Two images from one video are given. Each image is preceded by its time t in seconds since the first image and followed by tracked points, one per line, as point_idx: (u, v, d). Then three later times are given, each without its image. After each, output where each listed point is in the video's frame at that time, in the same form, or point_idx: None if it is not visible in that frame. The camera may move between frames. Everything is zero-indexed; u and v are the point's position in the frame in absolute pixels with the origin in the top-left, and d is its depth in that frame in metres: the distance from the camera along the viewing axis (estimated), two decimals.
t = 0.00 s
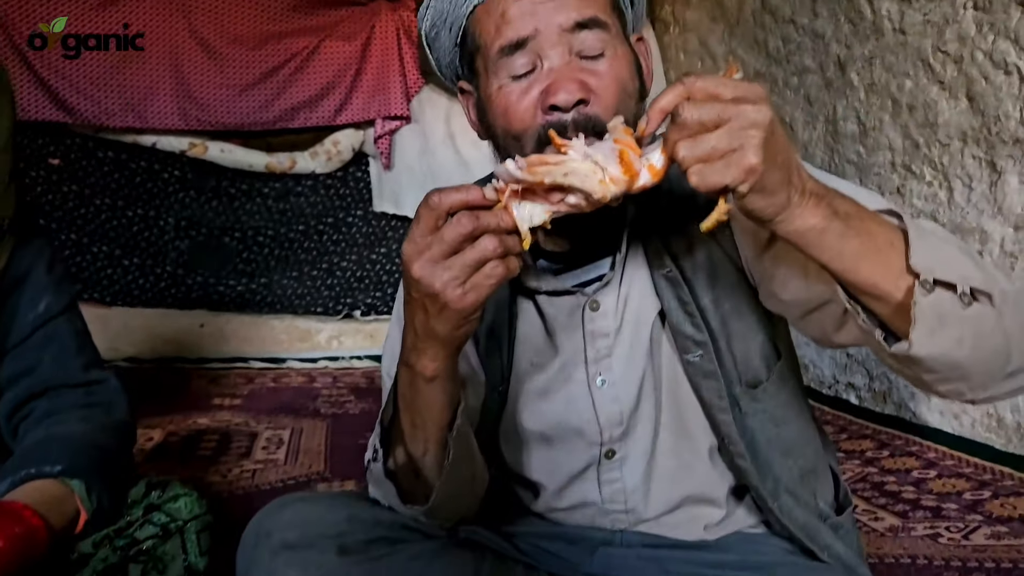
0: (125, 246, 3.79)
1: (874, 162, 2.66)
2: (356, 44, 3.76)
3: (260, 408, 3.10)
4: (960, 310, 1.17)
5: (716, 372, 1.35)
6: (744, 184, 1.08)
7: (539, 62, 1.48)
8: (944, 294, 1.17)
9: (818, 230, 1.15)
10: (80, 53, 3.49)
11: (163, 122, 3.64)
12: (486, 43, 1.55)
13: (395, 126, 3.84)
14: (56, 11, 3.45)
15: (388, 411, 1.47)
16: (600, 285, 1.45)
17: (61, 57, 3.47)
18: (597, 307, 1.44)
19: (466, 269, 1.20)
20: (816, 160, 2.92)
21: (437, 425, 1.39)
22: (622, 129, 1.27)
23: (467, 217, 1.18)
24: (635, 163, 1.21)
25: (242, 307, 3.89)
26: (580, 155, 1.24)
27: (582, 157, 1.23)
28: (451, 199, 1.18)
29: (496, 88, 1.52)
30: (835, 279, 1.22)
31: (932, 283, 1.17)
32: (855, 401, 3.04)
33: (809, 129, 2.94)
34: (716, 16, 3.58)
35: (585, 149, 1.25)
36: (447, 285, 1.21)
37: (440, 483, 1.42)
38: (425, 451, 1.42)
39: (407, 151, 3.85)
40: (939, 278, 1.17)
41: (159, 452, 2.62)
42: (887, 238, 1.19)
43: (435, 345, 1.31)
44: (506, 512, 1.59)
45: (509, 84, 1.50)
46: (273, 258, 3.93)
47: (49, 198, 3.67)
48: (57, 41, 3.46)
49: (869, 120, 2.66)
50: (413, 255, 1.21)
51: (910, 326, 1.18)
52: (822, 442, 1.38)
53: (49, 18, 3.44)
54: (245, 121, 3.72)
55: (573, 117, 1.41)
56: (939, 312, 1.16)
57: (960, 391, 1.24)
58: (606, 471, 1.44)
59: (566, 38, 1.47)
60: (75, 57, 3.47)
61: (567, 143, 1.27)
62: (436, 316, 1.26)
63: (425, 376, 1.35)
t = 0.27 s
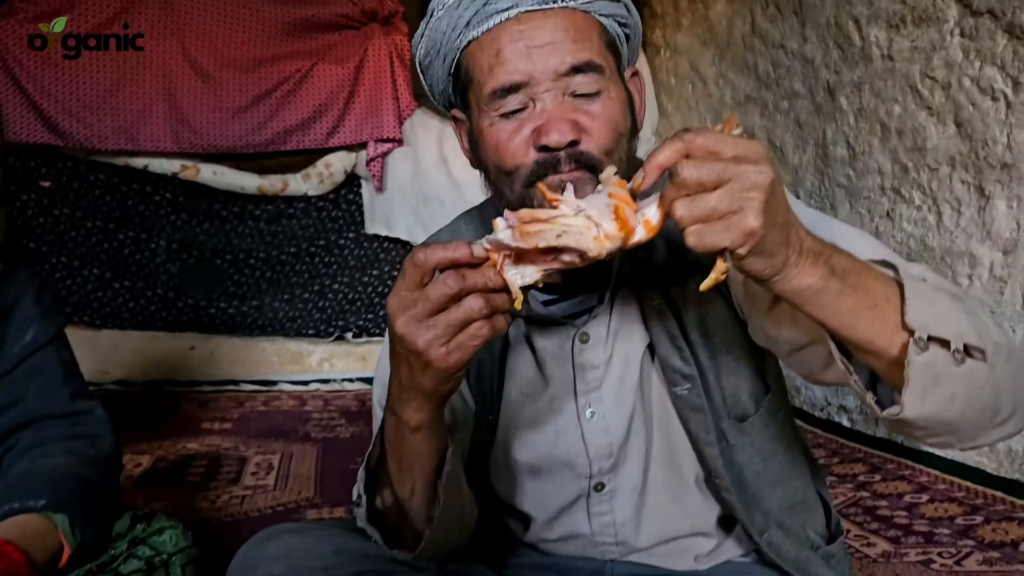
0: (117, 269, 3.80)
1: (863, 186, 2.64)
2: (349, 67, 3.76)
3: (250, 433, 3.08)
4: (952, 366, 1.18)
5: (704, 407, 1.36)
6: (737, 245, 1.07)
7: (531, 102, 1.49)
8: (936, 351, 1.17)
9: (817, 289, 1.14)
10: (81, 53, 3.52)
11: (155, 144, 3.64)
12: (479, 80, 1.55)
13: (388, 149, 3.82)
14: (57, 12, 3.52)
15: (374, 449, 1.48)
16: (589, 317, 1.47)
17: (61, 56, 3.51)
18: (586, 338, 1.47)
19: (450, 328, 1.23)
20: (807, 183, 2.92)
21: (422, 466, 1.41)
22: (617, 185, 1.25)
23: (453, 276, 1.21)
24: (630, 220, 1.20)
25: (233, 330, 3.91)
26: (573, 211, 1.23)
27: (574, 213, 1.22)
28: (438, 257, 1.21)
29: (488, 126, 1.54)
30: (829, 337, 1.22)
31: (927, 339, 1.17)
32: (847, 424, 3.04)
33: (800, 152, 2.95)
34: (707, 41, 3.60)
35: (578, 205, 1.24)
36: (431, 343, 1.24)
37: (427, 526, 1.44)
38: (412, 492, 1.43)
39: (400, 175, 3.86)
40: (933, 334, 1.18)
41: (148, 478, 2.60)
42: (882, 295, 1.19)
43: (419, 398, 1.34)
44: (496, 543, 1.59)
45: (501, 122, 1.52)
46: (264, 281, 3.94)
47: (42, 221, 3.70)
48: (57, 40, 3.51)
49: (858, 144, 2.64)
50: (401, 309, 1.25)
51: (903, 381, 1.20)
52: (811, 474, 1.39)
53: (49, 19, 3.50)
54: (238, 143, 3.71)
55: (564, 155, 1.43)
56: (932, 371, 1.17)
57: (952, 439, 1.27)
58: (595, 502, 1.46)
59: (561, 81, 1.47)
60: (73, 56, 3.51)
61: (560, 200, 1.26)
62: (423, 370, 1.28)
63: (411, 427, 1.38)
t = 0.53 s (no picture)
0: (108, 287, 3.78)
1: (852, 207, 2.65)
2: (341, 87, 3.78)
3: (240, 453, 3.07)
4: (916, 391, 1.21)
5: (692, 442, 1.39)
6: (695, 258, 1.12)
7: (525, 118, 1.50)
8: (900, 375, 1.20)
9: (774, 305, 1.19)
10: (81, 53, 3.53)
11: (148, 163, 3.65)
12: (473, 98, 1.57)
13: (381, 169, 3.85)
14: (57, 12, 3.51)
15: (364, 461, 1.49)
16: (578, 349, 1.53)
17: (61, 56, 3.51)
18: (574, 370, 1.52)
19: (443, 315, 1.26)
20: (796, 204, 2.95)
21: (410, 476, 1.41)
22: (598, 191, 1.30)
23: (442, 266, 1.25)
24: (604, 227, 1.25)
25: (225, 349, 3.90)
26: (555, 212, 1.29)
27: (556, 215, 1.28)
28: (428, 249, 1.26)
29: (482, 143, 1.54)
30: (801, 358, 1.24)
31: (891, 364, 1.20)
32: (838, 443, 3.05)
33: (789, 173, 2.98)
34: (696, 62, 3.64)
35: (560, 208, 1.29)
36: (424, 330, 1.26)
37: (414, 535, 1.43)
38: (400, 502, 1.44)
39: (392, 195, 3.89)
40: (898, 358, 1.20)
41: (137, 499, 2.59)
42: (842, 318, 1.22)
43: (410, 393, 1.35)
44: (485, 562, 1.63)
45: (495, 140, 1.52)
46: (257, 300, 3.94)
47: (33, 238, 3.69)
48: (57, 41, 3.51)
49: (846, 166, 2.65)
50: (391, 300, 1.27)
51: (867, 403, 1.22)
52: (801, 502, 1.41)
53: (49, 18, 3.50)
54: (230, 162, 3.72)
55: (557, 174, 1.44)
56: (897, 395, 1.20)
57: (926, 466, 1.29)
58: (583, 533, 1.51)
59: (554, 100, 1.49)
60: (73, 54, 3.51)
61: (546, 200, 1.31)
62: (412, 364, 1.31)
63: (399, 425, 1.38)
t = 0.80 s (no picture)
0: (103, 302, 3.79)
1: (845, 224, 2.67)
2: (337, 102, 3.79)
3: (235, 468, 3.07)
4: (904, 425, 1.23)
5: (688, 464, 1.40)
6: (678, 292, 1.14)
7: (517, 160, 1.51)
8: (889, 410, 1.22)
9: (758, 340, 1.21)
10: (80, 53, 3.55)
11: (144, 178, 3.67)
12: (464, 130, 1.57)
13: (376, 183, 3.87)
14: (58, 12, 3.55)
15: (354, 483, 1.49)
16: (567, 370, 1.55)
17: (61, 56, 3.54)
18: (564, 392, 1.54)
19: (435, 337, 1.27)
20: (789, 220, 2.97)
21: (404, 495, 1.42)
22: (586, 216, 1.34)
23: (435, 290, 1.25)
24: (590, 252, 1.28)
25: (220, 363, 3.90)
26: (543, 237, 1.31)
27: (545, 238, 1.31)
28: (418, 273, 1.26)
29: (473, 176, 1.55)
30: (786, 390, 1.27)
31: (880, 398, 1.22)
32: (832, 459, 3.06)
33: (782, 189, 3.00)
34: (690, 79, 3.67)
35: (549, 230, 1.32)
36: (416, 353, 1.27)
37: (408, 554, 1.44)
38: (393, 519, 1.45)
39: (388, 211, 3.90)
40: (887, 392, 1.22)
41: (131, 515, 2.58)
42: (828, 351, 1.24)
43: (404, 414, 1.36)
44: None
45: (486, 176, 1.53)
46: (252, 314, 3.94)
47: (29, 252, 3.70)
48: (57, 40, 3.54)
49: (839, 183, 2.67)
50: (384, 324, 1.27)
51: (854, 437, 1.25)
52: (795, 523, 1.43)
53: (49, 18, 3.53)
54: (226, 177, 3.73)
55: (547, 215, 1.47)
56: (884, 429, 1.22)
57: (914, 493, 1.32)
58: (575, 554, 1.53)
59: (547, 145, 1.49)
60: (74, 56, 3.54)
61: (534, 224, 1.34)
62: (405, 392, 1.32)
63: (393, 445, 1.39)
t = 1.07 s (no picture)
0: (100, 311, 3.79)
1: (840, 235, 2.68)
2: (335, 113, 3.82)
3: (232, 478, 3.07)
4: (893, 462, 1.27)
5: (686, 474, 1.42)
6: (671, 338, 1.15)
7: (509, 195, 1.50)
8: (879, 448, 1.25)
9: (753, 380, 1.22)
10: (80, 53, 3.58)
11: (143, 188, 3.68)
12: (458, 163, 1.55)
13: (373, 194, 3.88)
14: (58, 12, 3.58)
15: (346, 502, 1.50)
16: (559, 382, 1.56)
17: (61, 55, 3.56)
18: (556, 404, 1.55)
19: (422, 369, 1.28)
20: (785, 231, 2.98)
21: (400, 509, 1.42)
22: (580, 251, 1.33)
23: (423, 323, 1.26)
24: (584, 290, 1.29)
25: (216, 373, 3.90)
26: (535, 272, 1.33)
27: (536, 273, 1.33)
28: (406, 305, 1.27)
29: (466, 208, 1.55)
30: (779, 424, 1.30)
31: (871, 435, 1.25)
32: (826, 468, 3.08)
33: (777, 201, 3.01)
34: (686, 92, 3.69)
35: (541, 263, 1.34)
36: (403, 385, 1.28)
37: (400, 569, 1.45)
38: (388, 537, 1.45)
39: (383, 221, 3.90)
40: (878, 429, 1.25)
41: (127, 525, 2.58)
42: (824, 387, 1.26)
43: (393, 441, 1.37)
44: None
45: (479, 209, 1.53)
46: (248, 323, 3.94)
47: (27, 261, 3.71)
48: (57, 40, 3.57)
49: (834, 195, 2.68)
50: (371, 355, 1.28)
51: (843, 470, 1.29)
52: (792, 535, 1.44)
53: (49, 19, 3.56)
54: (223, 187, 3.74)
55: (540, 249, 1.49)
56: (874, 467, 1.26)
57: (901, 523, 1.36)
58: (568, 565, 1.54)
59: (541, 181, 1.48)
60: (74, 56, 3.56)
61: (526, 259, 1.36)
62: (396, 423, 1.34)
63: (384, 470, 1.40)
